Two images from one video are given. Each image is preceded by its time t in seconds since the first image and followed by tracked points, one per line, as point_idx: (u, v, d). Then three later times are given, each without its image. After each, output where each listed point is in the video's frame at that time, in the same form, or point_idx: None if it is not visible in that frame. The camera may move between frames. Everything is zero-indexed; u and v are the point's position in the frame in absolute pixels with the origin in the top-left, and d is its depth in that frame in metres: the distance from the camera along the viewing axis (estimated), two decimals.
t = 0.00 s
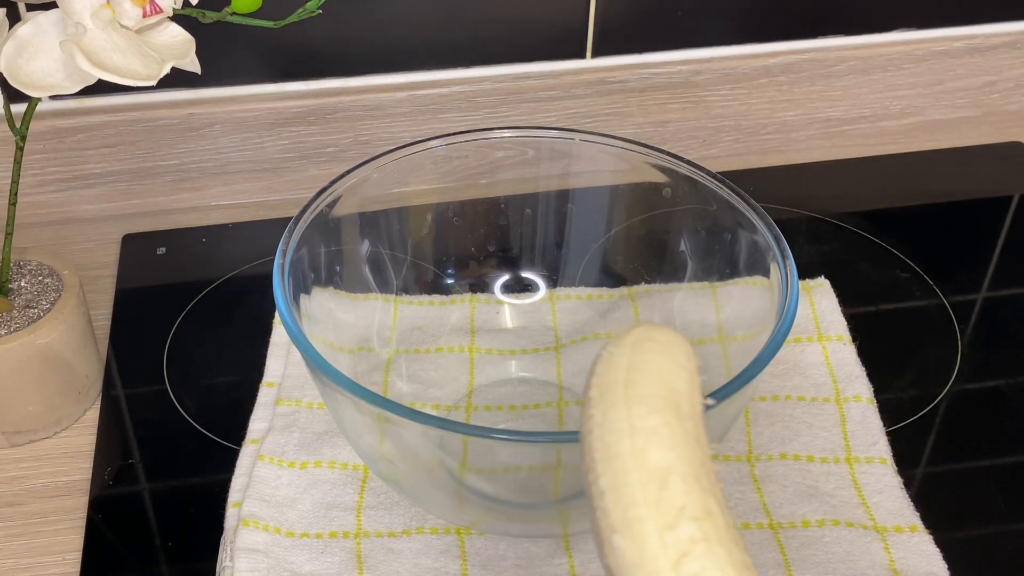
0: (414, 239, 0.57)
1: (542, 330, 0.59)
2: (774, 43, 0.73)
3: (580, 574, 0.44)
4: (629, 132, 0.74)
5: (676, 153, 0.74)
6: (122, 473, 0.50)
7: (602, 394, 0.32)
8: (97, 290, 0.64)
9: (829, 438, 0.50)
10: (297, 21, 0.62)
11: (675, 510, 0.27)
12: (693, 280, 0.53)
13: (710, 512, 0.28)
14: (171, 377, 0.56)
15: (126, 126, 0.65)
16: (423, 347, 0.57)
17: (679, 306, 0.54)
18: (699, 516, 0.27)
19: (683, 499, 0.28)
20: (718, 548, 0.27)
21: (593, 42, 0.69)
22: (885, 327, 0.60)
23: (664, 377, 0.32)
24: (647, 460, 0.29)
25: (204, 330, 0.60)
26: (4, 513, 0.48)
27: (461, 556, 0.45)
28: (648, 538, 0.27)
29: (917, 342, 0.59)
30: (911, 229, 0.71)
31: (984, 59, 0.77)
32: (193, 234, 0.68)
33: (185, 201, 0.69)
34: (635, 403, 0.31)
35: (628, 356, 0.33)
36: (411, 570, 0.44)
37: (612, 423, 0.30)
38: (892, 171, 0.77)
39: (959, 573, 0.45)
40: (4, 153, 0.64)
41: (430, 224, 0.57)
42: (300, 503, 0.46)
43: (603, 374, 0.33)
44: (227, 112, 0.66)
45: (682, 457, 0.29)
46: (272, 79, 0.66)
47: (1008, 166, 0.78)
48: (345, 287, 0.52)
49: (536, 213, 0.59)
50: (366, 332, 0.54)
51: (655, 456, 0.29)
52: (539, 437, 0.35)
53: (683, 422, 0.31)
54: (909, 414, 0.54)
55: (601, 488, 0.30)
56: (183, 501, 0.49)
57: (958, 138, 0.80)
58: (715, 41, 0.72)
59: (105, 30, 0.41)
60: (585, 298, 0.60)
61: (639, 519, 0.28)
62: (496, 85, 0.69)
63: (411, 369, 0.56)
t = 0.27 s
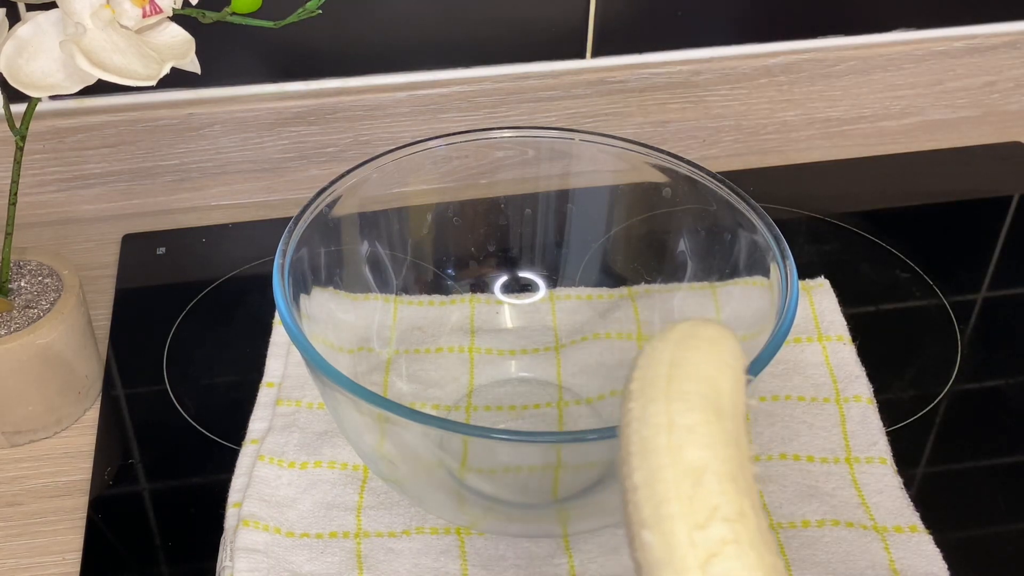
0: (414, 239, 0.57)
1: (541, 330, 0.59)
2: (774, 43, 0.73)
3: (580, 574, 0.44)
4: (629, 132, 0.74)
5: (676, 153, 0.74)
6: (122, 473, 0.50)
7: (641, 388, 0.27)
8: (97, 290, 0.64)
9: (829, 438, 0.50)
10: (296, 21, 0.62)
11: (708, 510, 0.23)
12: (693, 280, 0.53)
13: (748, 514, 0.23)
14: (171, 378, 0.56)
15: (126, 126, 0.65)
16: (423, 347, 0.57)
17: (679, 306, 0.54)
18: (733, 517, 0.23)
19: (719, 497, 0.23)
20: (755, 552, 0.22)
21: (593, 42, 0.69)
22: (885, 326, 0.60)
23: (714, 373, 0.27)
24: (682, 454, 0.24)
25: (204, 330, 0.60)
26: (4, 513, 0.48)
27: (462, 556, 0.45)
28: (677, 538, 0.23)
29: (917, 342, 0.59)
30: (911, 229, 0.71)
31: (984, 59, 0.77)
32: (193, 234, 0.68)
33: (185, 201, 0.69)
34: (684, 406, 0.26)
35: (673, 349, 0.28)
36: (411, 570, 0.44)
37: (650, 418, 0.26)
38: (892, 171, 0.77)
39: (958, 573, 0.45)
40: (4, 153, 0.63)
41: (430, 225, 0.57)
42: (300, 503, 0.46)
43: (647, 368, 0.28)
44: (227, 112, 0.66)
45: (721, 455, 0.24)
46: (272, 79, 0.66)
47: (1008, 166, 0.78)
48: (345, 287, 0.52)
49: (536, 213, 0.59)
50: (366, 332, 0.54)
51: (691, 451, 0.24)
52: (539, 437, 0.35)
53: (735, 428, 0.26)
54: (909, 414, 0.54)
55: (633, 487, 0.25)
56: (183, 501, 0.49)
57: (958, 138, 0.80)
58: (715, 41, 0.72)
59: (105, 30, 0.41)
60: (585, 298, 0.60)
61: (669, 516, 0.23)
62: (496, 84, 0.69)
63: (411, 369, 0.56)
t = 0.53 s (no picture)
0: (414, 239, 0.57)
1: (541, 330, 0.59)
2: (774, 43, 0.73)
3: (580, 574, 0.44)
4: (629, 132, 0.74)
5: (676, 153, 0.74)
6: (122, 473, 0.50)
7: (719, 349, 0.23)
8: (97, 290, 0.64)
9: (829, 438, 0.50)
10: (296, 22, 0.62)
11: (778, 481, 0.20)
12: (693, 280, 0.53)
13: (826, 488, 0.20)
14: (171, 378, 0.56)
15: (126, 126, 0.65)
16: (423, 348, 0.57)
17: (679, 306, 0.54)
18: (807, 494, 0.19)
19: (796, 470, 0.20)
20: (831, 529, 0.19)
21: (593, 42, 0.69)
22: (885, 326, 0.60)
23: (803, 336, 0.23)
24: (758, 426, 0.21)
25: (204, 330, 0.60)
26: (4, 513, 0.48)
27: (462, 556, 0.44)
28: (745, 510, 0.19)
29: (916, 342, 0.59)
30: (911, 228, 0.71)
31: (984, 58, 0.77)
32: (192, 234, 0.68)
33: (185, 202, 0.69)
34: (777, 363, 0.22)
35: (756, 315, 0.24)
36: (411, 570, 0.44)
37: (725, 385, 0.22)
38: (892, 171, 0.77)
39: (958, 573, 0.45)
40: (3, 153, 0.63)
41: (431, 224, 0.57)
42: (299, 503, 0.46)
43: (727, 333, 0.24)
44: (227, 112, 0.66)
45: (803, 428, 0.21)
46: (272, 79, 0.66)
47: (1008, 166, 0.78)
48: (345, 287, 0.52)
49: (536, 214, 0.59)
50: (366, 332, 0.54)
51: (770, 422, 0.20)
52: (540, 437, 0.35)
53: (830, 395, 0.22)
54: (909, 414, 0.54)
55: (702, 455, 0.21)
56: (183, 502, 0.49)
57: (958, 138, 0.80)
58: (715, 41, 0.72)
59: (105, 30, 0.41)
60: (585, 298, 0.60)
61: (740, 484, 0.20)
62: (496, 84, 0.69)
63: (411, 369, 0.56)
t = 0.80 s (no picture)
0: (414, 239, 0.57)
1: (541, 330, 0.59)
2: (774, 43, 0.73)
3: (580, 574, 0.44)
4: (629, 132, 0.74)
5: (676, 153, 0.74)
6: (122, 473, 0.50)
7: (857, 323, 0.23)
8: (97, 290, 0.64)
9: (829, 438, 0.50)
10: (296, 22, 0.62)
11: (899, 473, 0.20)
12: (693, 280, 0.53)
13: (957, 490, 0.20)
14: (171, 378, 0.56)
15: (126, 126, 0.65)
16: (424, 347, 0.57)
17: (680, 307, 0.55)
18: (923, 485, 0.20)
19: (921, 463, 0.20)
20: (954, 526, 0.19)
21: (594, 42, 0.69)
22: (885, 326, 0.60)
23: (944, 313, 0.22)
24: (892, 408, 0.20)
25: (204, 330, 0.60)
26: (5, 513, 0.48)
27: (462, 556, 0.44)
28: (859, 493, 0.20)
29: (916, 343, 0.59)
30: (911, 228, 0.71)
31: (984, 59, 0.77)
32: (193, 234, 0.68)
33: (186, 202, 0.69)
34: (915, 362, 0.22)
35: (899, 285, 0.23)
36: (411, 570, 0.44)
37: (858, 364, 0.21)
38: (891, 171, 0.77)
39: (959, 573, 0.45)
40: (4, 153, 0.63)
41: (431, 224, 0.57)
42: (299, 503, 0.46)
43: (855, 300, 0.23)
44: (227, 112, 0.66)
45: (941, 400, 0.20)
46: (272, 79, 0.66)
47: (1007, 167, 0.78)
48: (345, 287, 0.52)
49: (536, 214, 0.59)
50: (366, 332, 0.54)
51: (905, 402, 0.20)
52: (540, 437, 0.35)
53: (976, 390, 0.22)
54: (909, 414, 0.54)
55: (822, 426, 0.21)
56: (182, 502, 0.49)
57: (958, 139, 0.80)
58: (715, 41, 0.72)
59: (105, 30, 0.41)
60: (585, 298, 0.60)
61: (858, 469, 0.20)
62: (496, 84, 0.69)
63: (411, 369, 0.56)
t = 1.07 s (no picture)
0: (415, 239, 0.57)
1: (541, 329, 0.60)
2: (774, 43, 0.73)
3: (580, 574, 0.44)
4: (629, 132, 0.74)
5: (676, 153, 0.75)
6: (122, 473, 0.50)
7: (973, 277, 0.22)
8: (97, 290, 0.64)
9: (829, 438, 0.50)
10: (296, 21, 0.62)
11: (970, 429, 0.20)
12: (693, 280, 0.53)
13: None
14: (172, 377, 0.56)
15: (127, 126, 0.65)
16: (424, 347, 0.57)
17: (680, 307, 0.55)
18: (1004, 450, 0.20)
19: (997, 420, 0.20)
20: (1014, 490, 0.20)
21: (594, 42, 0.69)
22: (886, 326, 0.60)
23: None
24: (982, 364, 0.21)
25: (204, 330, 0.60)
26: (5, 513, 0.48)
27: (462, 556, 0.44)
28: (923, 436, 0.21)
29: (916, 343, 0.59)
30: (911, 229, 0.71)
31: (984, 59, 0.77)
32: (194, 234, 0.68)
33: (186, 201, 0.69)
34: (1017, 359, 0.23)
35: None
36: (411, 570, 0.44)
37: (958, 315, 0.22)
38: (891, 171, 0.77)
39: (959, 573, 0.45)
40: (4, 153, 0.64)
41: (430, 224, 0.57)
42: (300, 503, 0.46)
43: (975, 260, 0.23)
44: (227, 112, 0.66)
45: None
46: (272, 79, 0.66)
47: (1008, 167, 0.78)
48: (345, 287, 0.52)
49: (536, 214, 0.59)
50: (366, 332, 0.54)
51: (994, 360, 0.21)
52: (540, 437, 0.35)
53: None
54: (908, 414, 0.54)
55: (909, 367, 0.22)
56: (182, 502, 0.49)
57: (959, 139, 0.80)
58: (715, 41, 0.72)
59: (106, 30, 0.41)
60: (585, 298, 0.60)
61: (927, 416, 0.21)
62: (496, 84, 0.69)
63: (412, 369, 0.56)
